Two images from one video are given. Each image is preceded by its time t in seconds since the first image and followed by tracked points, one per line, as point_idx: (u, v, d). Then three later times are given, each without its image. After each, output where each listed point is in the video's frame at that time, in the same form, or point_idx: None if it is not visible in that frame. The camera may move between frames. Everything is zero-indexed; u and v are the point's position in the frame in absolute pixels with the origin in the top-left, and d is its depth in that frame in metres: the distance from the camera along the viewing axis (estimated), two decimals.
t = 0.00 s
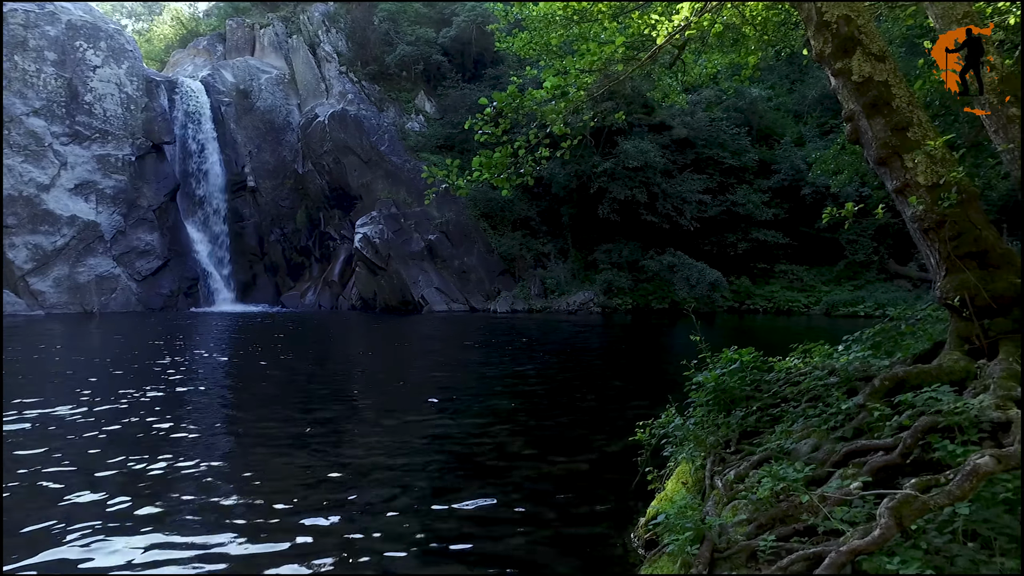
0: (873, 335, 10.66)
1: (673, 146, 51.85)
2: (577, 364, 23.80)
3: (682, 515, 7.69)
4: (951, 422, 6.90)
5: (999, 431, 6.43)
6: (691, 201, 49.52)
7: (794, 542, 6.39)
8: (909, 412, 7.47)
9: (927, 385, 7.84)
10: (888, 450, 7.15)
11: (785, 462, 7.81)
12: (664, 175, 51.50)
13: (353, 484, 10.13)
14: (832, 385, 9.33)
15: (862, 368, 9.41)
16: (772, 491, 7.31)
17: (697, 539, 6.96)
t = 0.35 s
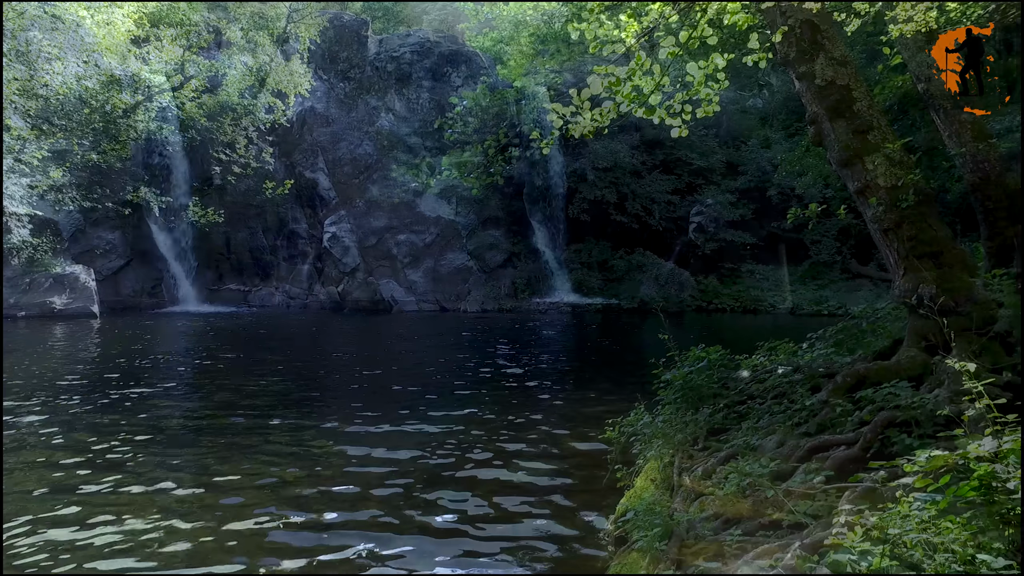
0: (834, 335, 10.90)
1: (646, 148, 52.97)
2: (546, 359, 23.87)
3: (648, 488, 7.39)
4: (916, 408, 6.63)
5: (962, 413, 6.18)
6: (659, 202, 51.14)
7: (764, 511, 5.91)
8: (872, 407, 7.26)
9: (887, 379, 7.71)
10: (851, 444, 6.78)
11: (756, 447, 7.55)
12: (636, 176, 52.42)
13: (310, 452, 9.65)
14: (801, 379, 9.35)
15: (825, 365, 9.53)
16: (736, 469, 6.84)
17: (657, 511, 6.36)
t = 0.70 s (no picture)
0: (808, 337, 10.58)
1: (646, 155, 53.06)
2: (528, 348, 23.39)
3: (618, 392, 6.61)
4: (905, 400, 6.02)
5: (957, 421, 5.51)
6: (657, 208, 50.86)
7: (748, 438, 5.05)
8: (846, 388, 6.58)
9: (854, 378, 6.97)
10: (829, 441, 5.00)
11: (733, 384, 6.91)
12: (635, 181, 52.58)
13: (256, 352, 8.82)
14: (780, 354, 8.85)
15: (801, 350, 9.09)
16: (716, 405, 6.09)
17: (634, 421, 5.51)
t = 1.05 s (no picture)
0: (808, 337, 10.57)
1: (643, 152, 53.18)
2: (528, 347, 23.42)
3: (615, 391, 6.58)
4: (904, 402, 5.99)
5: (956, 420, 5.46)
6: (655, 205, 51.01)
7: (746, 438, 5.06)
8: (843, 389, 6.58)
9: (858, 377, 6.99)
10: (829, 439, 5.03)
11: (730, 384, 6.91)
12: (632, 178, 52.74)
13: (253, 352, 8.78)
14: (780, 353, 8.87)
15: (800, 351, 9.05)
16: (716, 403, 6.11)
17: (634, 420, 5.52)
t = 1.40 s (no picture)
0: (809, 337, 10.58)
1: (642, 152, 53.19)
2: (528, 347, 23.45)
3: (617, 391, 6.58)
4: (906, 402, 5.98)
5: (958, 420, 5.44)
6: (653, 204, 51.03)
7: (749, 438, 5.05)
8: (845, 389, 6.58)
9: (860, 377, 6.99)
10: (830, 438, 5.02)
11: (732, 384, 6.91)
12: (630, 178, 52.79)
13: (252, 353, 8.76)
14: (781, 353, 8.86)
15: (801, 350, 9.06)
16: (717, 404, 6.10)
17: (636, 420, 5.51)
